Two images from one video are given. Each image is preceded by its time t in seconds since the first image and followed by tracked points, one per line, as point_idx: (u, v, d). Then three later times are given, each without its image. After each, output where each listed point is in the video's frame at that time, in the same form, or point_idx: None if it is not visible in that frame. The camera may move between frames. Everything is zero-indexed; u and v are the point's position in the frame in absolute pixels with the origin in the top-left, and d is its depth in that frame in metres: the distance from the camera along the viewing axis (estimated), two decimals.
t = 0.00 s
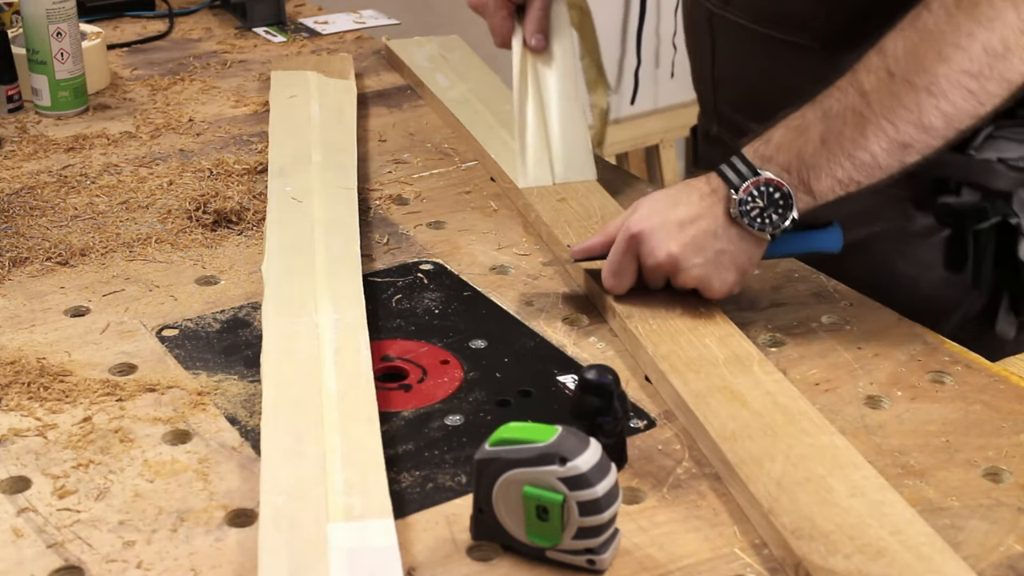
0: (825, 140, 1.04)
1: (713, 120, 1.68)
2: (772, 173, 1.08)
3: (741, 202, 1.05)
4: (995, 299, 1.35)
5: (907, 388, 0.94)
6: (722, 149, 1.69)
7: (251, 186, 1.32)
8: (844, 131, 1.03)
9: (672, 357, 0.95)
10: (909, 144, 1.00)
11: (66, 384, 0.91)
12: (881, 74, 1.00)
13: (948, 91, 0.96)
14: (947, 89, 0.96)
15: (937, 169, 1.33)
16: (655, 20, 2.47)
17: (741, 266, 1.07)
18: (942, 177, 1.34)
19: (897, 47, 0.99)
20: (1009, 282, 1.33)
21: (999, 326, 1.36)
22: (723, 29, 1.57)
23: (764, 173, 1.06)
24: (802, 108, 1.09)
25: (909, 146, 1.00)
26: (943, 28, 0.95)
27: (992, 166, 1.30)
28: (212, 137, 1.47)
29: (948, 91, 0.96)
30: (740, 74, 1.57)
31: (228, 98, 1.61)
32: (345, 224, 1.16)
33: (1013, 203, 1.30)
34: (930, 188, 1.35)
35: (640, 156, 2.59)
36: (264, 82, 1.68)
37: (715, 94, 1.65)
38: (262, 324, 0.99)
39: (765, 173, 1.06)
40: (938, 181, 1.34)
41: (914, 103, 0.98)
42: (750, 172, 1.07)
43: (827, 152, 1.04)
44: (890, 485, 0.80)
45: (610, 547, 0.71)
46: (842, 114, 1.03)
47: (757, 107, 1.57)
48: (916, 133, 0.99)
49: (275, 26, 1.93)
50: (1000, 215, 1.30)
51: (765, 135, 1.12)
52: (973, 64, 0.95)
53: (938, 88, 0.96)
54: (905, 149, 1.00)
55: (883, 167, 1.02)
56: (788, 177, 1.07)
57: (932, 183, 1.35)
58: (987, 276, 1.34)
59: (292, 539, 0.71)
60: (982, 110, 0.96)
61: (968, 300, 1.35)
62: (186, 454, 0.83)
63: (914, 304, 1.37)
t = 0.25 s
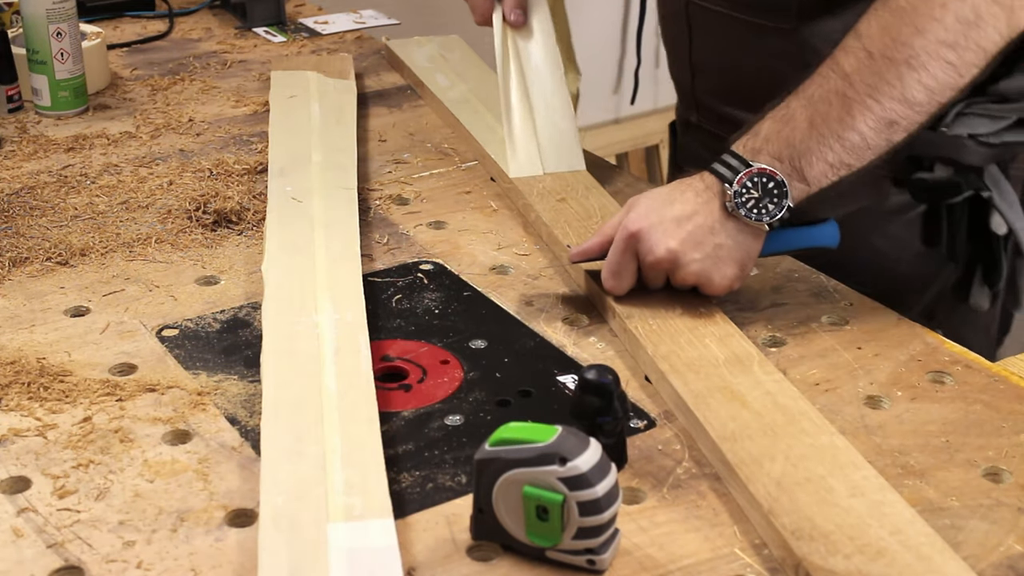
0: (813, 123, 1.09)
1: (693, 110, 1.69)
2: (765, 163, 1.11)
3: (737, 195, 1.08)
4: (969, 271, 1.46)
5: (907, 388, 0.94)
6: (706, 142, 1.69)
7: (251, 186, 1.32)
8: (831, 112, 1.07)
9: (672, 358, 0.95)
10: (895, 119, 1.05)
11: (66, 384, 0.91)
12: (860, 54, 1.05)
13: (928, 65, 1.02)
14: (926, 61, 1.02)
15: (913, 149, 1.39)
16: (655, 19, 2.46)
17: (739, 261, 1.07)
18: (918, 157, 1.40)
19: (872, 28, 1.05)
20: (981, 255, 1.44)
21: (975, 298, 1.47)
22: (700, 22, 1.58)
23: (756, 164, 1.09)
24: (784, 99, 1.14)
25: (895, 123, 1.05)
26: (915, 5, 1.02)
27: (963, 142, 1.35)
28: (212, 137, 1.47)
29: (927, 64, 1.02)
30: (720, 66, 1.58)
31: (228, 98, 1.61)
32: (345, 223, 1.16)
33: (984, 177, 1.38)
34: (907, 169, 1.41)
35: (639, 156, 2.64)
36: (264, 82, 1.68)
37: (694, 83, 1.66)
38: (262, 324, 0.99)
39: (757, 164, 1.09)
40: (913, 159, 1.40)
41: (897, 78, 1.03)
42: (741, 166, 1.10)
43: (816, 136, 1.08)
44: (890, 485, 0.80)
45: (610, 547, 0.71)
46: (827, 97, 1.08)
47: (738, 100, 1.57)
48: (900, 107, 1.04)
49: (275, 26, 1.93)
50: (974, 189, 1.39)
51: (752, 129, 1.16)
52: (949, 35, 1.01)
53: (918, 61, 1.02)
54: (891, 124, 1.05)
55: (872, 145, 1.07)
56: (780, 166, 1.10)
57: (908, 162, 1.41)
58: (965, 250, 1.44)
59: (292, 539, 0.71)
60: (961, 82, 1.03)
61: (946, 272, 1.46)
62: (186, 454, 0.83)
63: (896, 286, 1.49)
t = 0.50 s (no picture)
0: (807, 118, 1.08)
1: (672, 98, 1.72)
2: (761, 160, 1.10)
3: (736, 194, 1.07)
4: (943, 252, 1.54)
5: (907, 388, 0.94)
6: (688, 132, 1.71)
7: (251, 186, 1.32)
8: (823, 105, 1.08)
9: (672, 357, 0.95)
10: (888, 109, 1.06)
11: (66, 384, 0.91)
12: (848, 47, 1.06)
13: (916, 52, 1.04)
14: (914, 49, 1.04)
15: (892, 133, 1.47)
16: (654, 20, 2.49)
17: (740, 260, 1.07)
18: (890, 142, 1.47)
19: (857, 20, 1.06)
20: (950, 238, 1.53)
21: (947, 278, 1.55)
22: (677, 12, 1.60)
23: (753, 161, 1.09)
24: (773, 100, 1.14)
25: (888, 112, 1.06)
26: None
27: (936, 126, 1.44)
28: (212, 137, 1.47)
29: (916, 52, 1.04)
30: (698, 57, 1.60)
31: (228, 98, 1.61)
32: (344, 223, 1.16)
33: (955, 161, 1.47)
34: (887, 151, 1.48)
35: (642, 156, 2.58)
36: (264, 82, 1.68)
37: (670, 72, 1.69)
38: (262, 324, 0.99)
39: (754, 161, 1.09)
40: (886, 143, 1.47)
41: (887, 67, 1.04)
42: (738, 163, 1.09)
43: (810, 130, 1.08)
44: (890, 485, 0.80)
45: (610, 547, 0.71)
46: (818, 90, 1.08)
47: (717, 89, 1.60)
48: (892, 97, 1.05)
49: (275, 26, 1.93)
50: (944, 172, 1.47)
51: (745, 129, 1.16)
52: (933, 21, 1.03)
53: (906, 48, 1.04)
54: (884, 115, 1.06)
55: (866, 136, 1.07)
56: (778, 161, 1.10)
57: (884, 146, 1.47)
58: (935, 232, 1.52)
59: (292, 539, 0.71)
60: (948, 68, 1.05)
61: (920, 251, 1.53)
62: (186, 454, 0.83)
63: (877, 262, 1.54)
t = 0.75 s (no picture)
0: (803, 113, 1.08)
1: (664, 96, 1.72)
2: (759, 158, 1.10)
3: (735, 193, 1.07)
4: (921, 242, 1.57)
5: (907, 388, 0.94)
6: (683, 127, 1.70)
7: (251, 186, 1.32)
8: (818, 100, 1.07)
9: (672, 357, 0.95)
10: (883, 101, 1.05)
11: (66, 384, 0.91)
12: (840, 40, 1.06)
13: (909, 42, 1.03)
14: (905, 39, 1.03)
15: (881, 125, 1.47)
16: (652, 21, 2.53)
17: (740, 260, 1.07)
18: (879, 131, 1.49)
19: (848, 13, 1.06)
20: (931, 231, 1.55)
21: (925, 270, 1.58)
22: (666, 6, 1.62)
23: (751, 160, 1.09)
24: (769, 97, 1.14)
25: (882, 104, 1.05)
26: None
27: (923, 119, 1.44)
28: (213, 137, 1.47)
29: (907, 42, 1.03)
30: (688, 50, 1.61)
31: (228, 98, 1.61)
32: (345, 223, 1.16)
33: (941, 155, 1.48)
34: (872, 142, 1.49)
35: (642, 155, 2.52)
36: (264, 82, 1.68)
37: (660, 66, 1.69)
38: (262, 324, 0.99)
39: (752, 160, 1.09)
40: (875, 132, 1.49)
41: (879, 58, 1.04)
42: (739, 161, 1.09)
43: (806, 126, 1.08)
44: (890, 485, 0.80)
45: (610, 547, 0.71)
46: (813, 85, 1.07)
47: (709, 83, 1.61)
48: (886, 88, 1.05)
49: (275, 26, 1.93)
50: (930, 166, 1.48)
51: (743, 127, 1.15)
52: (924, 10, 1.02)
53: (897, 38, 1.03)
54: (879, 106, 1.05)
55: (862, 129, 1.06)
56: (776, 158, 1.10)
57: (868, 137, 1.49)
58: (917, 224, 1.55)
59: (292, 539, 0.71)
60: (941, 56, 1.03)
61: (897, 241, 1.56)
62: (186, 454, 0.83)
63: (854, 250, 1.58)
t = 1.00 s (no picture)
0: (808, 120, 1.08)
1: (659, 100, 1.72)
2: (763, 162, 1.10)
3: (739, 194, 1.07)
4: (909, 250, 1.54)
5: (907, 388, 0.94)
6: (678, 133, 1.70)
7: (251, 186, 1.32)
8: (825, 107, 1.07)
9: (672, 357, 0.95)
10: (889, 112, 1.05)
11: (66, 384, 0.91)
12: (849, 48, 1.05)
13: (918, 53, 1.02)
14: (915, 51, 1.02)
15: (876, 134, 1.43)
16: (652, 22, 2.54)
17: (740, 262, 1.07)
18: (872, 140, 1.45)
19: (858, 20, 1.05)
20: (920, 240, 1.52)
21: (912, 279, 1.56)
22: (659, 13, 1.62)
23: (754, 163, 1.09)
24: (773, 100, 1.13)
25: (888, 114, 1.05)
26: None
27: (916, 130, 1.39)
28: (213, 137, 1.47)
29: (917, 54, 1.02)
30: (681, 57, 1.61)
31: (228, 98, 1.61)
32: (345, 223, 1.16)
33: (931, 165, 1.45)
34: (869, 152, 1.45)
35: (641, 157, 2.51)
36: (264, 82, 1.68)
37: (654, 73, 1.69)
38: (262, 324, 0.99)
39: (755, 163, 1.09)
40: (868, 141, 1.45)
41: (888, 69, 1.03)
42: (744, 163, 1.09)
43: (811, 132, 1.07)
44: (890, 485, 0.79)
45: (610, 547, 0.71)
46: (821, 91, 1.07)
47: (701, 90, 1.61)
48: (893, 99, 1.04)
49: (275, 26, 1.93)
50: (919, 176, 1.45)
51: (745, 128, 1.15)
52: (935, 22, 1.01)
53: (907, 49, 1.02)
54: (885, 117, 1.05)
55: (867, 137, 1.06)
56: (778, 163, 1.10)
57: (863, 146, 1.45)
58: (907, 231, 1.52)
59: (292, 539, 0.71)
60: (948, 68, 1.03)
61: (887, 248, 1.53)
62: (186, 454, 0.83)
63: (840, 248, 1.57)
